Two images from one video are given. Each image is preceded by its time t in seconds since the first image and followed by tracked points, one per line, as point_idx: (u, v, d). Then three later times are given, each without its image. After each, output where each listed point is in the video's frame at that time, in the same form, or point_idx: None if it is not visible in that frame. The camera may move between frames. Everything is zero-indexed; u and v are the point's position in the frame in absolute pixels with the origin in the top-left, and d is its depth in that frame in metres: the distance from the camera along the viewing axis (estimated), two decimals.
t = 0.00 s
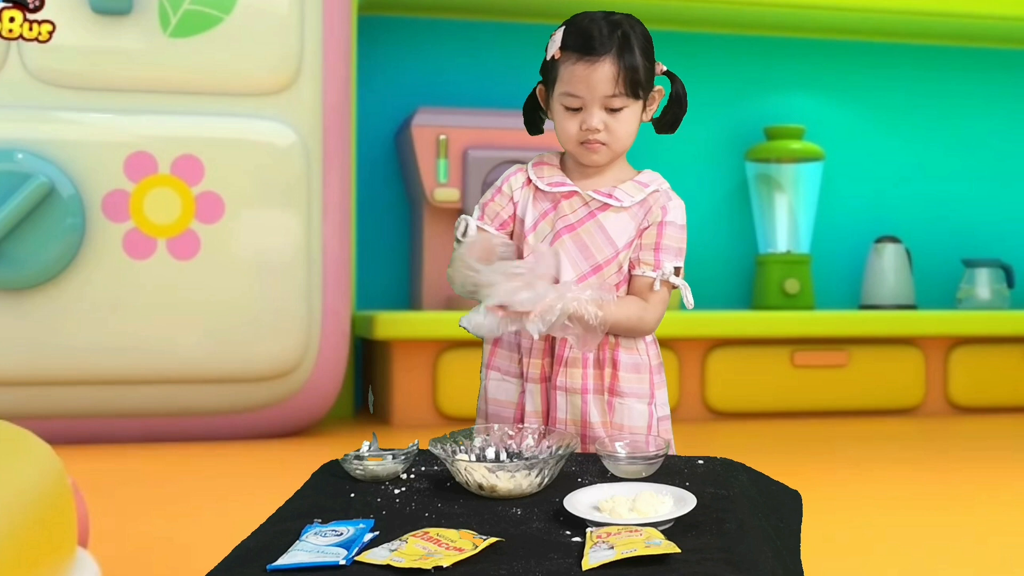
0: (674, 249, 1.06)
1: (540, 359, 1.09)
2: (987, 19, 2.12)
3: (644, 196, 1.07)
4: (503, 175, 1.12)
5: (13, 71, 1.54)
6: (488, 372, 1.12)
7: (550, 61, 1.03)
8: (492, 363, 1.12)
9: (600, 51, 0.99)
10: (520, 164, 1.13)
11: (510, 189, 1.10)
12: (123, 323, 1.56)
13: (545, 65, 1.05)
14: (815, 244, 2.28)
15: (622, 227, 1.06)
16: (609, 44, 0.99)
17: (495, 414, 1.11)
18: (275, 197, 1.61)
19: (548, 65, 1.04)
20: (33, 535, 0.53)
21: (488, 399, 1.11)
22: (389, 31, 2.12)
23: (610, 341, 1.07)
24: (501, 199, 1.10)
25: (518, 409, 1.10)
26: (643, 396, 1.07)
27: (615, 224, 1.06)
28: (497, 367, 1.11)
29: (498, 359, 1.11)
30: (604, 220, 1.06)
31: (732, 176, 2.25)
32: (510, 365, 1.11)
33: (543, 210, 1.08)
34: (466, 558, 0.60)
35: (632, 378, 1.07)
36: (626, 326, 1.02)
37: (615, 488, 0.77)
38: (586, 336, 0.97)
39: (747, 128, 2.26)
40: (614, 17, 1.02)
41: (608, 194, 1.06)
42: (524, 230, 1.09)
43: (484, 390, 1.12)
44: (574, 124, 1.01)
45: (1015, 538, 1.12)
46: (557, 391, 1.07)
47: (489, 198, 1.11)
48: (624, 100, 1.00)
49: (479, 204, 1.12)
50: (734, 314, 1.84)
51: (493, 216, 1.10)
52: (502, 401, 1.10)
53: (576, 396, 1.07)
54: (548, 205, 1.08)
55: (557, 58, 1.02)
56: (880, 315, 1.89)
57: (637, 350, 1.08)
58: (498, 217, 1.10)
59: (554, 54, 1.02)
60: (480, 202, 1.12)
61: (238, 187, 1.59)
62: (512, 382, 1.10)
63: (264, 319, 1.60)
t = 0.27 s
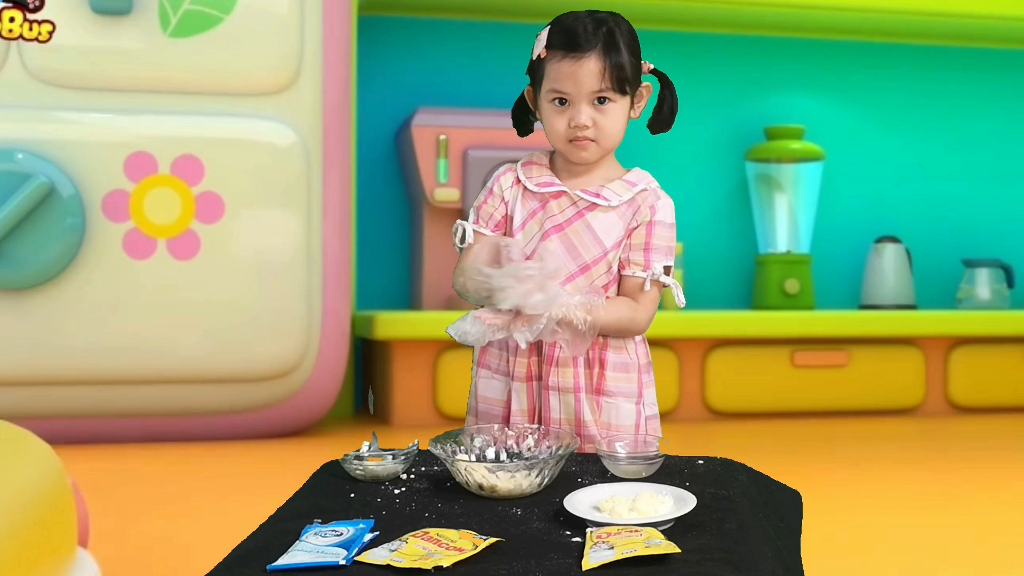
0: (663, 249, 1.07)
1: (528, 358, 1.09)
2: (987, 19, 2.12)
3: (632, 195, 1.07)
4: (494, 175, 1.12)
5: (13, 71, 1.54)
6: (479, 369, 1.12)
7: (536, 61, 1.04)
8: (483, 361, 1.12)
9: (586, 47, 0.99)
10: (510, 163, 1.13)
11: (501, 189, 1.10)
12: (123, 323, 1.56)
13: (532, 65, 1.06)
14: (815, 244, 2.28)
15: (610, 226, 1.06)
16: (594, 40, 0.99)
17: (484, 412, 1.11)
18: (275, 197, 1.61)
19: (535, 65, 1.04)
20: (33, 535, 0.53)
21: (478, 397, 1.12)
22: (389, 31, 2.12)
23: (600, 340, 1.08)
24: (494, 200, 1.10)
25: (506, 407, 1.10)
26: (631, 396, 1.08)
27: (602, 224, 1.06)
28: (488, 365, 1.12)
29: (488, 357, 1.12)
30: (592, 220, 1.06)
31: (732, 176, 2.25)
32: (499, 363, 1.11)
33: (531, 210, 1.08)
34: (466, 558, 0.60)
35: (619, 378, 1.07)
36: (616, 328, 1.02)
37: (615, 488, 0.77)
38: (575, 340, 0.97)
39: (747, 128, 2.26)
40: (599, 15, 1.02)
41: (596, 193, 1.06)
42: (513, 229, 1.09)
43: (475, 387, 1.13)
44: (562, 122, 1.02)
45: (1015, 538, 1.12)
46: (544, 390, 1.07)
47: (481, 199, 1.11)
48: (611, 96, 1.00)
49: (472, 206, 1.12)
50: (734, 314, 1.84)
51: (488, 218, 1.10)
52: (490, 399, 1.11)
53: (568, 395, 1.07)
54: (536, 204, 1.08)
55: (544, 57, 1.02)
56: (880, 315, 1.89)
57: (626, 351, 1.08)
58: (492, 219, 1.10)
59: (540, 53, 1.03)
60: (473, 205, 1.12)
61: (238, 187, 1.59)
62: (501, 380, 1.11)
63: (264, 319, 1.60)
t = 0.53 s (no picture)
0: (647, 243, 1.07)
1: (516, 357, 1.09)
2: (987, 19, 2.12)
3: (616, 192, 1.08)
4: (481, 180, 1.13)
5: (13, 71, 1.54)
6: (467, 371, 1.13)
7: (518, 66, 1.05)
8: (474, 363, 1.12)
9: (564, 50, 1.00)
10: (496, 168, 1.14)
11: (487, 192, 1.12)
12: (123, 323, 1.56)
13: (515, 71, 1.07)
14: (815, 244, 2.28)
15: (595, 224, 1.07)
16: (572, 42, 1.00)
17: (475, 413, 1.11)
18: (275, 197, 1.61)
19: (517, 70, 1.05)
20: (33, 535, 0.53)
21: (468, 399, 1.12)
22: (389, 31, 2.12)
23: (587, 337, 1.08)
24: (481, 205, 1.12)
25: (496, 408, 1.10)
26: (620, 392, 1.08)
27: (587, 221, 1.07)
28: (478, 367, 1.12)
29: (478, 358, 1.12)
30: (576, 218, 1.07)
31: (732, 176, 2.25)
32: (488, 364, 1.12)
33: (518, 211, 1.09)
34: (466, 558, 0.60)
35: (609, 374, 1.08)
36: (598, 325, 1.02)
37: (615, 488, 0.77)
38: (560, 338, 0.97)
39: (747, 128, 2.26)
40: (577, 16, 1.03)
41: (580, 191, 1.07)
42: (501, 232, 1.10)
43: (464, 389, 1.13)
44: (547, 125, 1.02)
45: (1015, 538, 1.12)
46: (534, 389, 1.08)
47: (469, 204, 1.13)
48: (593, 95, 1.01)
49: (461, 212, 1.13)
50: (734, 314, 1.84)
51: (475, 222, 1.11)
52: (480, 400, 1.11)
53: (558, 392, 1.07)
54: (523, 205, 1.09)
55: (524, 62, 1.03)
56: (880, 315, 1.89)
57: (614, 347, 1.09)
58: (480, 222, 1.11)
59: (521, 58, 1.04)
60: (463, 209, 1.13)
61: (238, 187, 1.59)
62: (490, 381, 1.11)
63: (264, 319, 1.60)
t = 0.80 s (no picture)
0: (630, 244, 1.08)
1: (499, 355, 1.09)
2: (987, 19, 2.12)
3: (599, 192, 1.09)
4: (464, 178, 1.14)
5: (13, 71, 1.54)
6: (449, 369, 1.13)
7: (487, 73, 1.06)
8: (455, 362, 1.13)
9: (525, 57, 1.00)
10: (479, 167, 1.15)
11: (471, 190, 1.12)
12: (123, 323, 1.56)
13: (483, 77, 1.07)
14: (815, 244, 2.28)
15: (577, 223, 1.07)
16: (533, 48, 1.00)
17: (456, 411, 1.12)
18: (275, 197, 1.61)
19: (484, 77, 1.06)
20: (32, 535, 0.53)
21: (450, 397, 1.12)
22: (389, 31, 2.12)
23: (570, 335, 1.09)
24: (464, 201, 1.12)
25: (478, 406, 1.11)
26: (603, 390, 1.09)
27: (570, 221, 1.07)
28: (460, 365, 1.12)
29: (460, 357, 1.12)
30: (560, 217, 1.07)
31: (732, 176, 2.25)
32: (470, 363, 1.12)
33: (501, 210, 1.10)
34: (466, 558, 0.60)
35: (592, 372, 1.09)
36: (582, 323, 1.04)
37: (615, 488, 0.77)
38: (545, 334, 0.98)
39: (747, 128, 2.26)
40: (540, 19, 1.03)
41: (563, 191, 1.08)
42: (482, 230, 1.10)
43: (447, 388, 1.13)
44: (516, 131, 1.03)
45: (1014, 538, 1.12)
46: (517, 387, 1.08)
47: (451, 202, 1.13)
48: (559, 100, 1.01)
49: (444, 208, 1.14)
50: (734, 314, 1.83)
51: (458, 218, 1.12)
52: (462, 398, 1.11)
53: (545, 390, 1.07)
54: (506, 204, 1.10)
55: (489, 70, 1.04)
56: (880, 315, 1.89)
57: (597, 345, 1.10)
58: (462, 219, 1.12)
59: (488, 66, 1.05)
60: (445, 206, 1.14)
61: (238, 187, 1.59)
62: (471, 379, 1.11)
63: (264, 319, 1.60)
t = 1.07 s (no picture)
0: (610, 243, 1.11)
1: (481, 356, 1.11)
2: (987, 19, 2.12)
3: (577, 192, 1.13)
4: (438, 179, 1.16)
5: (13, 71, 1.54)
6: (428, 371, 1.14)
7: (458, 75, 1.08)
8: (433, 363, 1.14)
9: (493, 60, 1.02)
10: (453, 169, 1.17)
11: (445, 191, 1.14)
12: (123, 323, 1.56)
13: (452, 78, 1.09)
14: (815, 244, 2.28)
15: (556, 222, 1.11)
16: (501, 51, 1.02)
17: (436, 413, 1.13)
18: (275, 197, 1.61)
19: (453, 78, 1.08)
20: (33, 535, 0.53)
21: (429, 399, 1.13)
22: (389, 31, 2.12)
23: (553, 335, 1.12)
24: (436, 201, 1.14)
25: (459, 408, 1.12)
26: (584, 391, 1.12)
27: (549, 220, 1.11)
28: (438, 367, 1.13)
29: (438, 359, 1.14)
30: (538, 216, 1.10)
31: (732, 176, 2.25)
32: (450, 364, 1.13)
33: (477, 210, 1.12)
34: (466, 558, 0.60)
35: (574, 372, 1.12)
36: (572, 321, 1.08)
37: (615, 488, 0.77)
38: (534, 333, 1.01)
39: (747, 128, 2.26)
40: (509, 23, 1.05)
41: (541, 192, 1.11)
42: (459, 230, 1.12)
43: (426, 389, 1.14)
44: (486, 133, 1.06)
45: (1015, 538, 1.12)
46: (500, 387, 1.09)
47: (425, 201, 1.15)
48: (527, 102, 1.04)
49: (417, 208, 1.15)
50: (734, 314, 1.83)
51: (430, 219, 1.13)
52: (442, 400, 1.12)
53: (529, 390, 1.09)
54: (482, 205, 1.12)
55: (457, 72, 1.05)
56: (880, 315, 1.89)
57: (578, 345, 1.13)
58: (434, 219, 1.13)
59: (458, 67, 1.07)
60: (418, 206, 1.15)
61: (238, 187, 1.59)
62: (451, 381, 1.12)
63: (264, 319, 1.60)
